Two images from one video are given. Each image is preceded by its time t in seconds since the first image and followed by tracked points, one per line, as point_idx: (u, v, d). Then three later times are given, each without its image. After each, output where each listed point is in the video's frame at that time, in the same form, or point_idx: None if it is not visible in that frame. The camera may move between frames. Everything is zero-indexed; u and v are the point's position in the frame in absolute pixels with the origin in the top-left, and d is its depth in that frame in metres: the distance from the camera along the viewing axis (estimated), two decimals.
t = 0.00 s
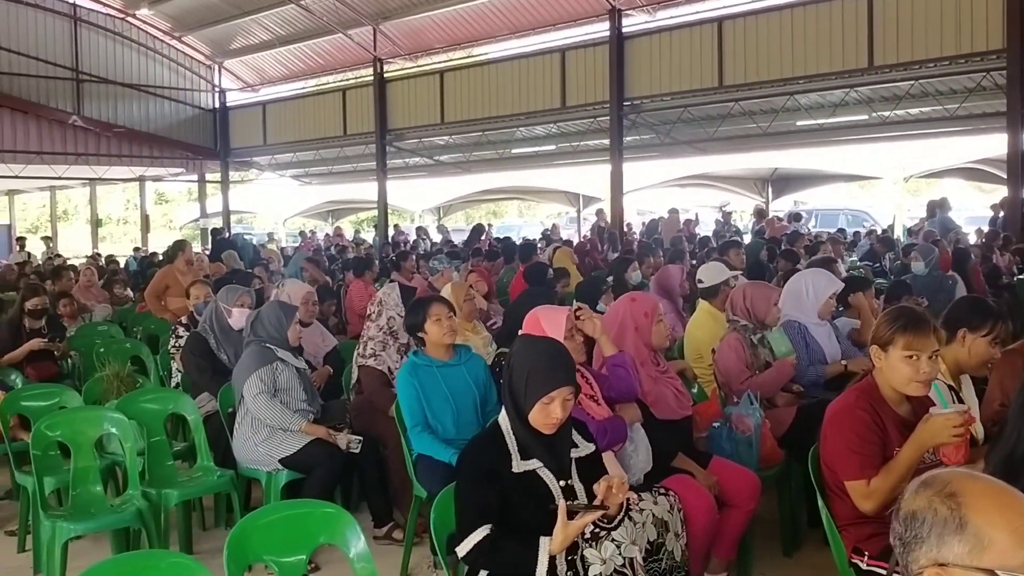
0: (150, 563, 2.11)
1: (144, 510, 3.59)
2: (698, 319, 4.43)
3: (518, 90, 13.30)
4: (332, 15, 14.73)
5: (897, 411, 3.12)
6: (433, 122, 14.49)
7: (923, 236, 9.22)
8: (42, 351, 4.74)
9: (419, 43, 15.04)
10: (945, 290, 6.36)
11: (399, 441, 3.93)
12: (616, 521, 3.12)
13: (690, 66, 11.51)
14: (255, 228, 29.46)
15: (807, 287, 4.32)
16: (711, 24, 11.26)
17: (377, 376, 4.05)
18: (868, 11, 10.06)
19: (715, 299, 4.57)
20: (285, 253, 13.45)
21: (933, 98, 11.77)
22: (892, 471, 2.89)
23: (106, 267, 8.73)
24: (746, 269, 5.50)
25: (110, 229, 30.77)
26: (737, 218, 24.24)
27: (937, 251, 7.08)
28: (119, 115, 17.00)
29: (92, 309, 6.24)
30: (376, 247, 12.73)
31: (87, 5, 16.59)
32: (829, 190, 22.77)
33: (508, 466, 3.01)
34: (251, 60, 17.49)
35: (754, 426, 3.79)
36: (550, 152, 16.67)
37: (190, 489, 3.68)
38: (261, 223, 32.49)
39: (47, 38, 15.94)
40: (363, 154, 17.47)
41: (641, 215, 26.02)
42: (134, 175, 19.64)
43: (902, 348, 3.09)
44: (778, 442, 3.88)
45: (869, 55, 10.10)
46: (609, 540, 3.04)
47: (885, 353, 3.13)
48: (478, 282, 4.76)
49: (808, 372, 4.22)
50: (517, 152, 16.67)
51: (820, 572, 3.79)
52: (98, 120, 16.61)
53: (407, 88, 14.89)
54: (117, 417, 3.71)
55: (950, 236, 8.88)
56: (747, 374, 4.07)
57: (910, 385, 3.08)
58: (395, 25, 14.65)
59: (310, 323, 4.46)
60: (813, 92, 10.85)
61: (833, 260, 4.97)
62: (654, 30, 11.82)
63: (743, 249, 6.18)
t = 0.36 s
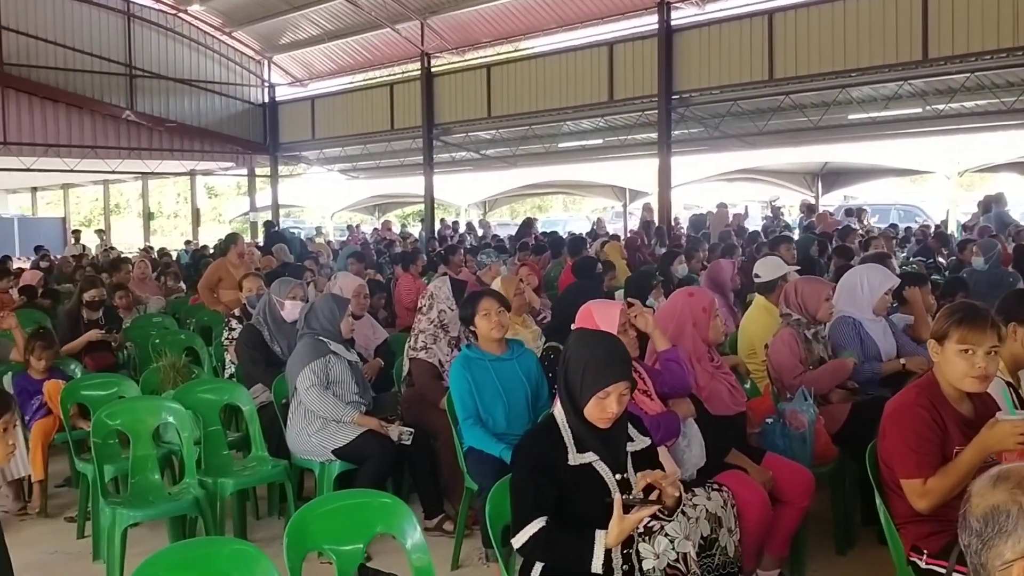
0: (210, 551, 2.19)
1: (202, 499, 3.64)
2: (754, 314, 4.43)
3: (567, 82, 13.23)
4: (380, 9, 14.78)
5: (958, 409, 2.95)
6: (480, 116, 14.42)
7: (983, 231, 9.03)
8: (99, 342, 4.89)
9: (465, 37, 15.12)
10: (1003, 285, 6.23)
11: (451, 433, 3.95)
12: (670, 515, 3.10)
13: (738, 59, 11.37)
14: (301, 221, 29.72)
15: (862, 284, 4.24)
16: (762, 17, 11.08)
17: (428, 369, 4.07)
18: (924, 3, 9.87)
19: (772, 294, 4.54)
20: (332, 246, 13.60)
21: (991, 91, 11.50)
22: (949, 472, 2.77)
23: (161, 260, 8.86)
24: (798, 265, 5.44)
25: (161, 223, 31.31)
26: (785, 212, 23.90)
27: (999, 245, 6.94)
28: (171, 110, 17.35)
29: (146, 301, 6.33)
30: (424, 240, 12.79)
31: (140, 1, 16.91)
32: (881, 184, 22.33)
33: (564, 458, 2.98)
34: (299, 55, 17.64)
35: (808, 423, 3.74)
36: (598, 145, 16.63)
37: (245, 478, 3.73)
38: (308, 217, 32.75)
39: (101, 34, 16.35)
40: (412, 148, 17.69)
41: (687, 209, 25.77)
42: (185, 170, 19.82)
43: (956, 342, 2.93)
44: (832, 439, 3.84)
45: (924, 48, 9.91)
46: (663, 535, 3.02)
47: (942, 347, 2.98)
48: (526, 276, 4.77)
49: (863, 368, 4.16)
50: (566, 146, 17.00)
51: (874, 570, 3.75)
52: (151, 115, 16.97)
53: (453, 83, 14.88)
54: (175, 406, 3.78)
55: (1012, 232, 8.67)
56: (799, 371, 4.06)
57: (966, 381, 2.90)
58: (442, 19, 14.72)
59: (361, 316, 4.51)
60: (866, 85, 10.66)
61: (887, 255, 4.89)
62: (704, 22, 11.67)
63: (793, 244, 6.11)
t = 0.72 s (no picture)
0: (268, 538, 2.24)
1: (255, 488, 3.68)
2: (813, 312, 4.37)
3: (615, 79, 13.20)
4: (430, 7, 14.84)
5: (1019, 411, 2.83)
6: (528, 114, 14.51)
7: None
8: (155, 334, 4.98)
9: (514, 35, 15.13)
10: None
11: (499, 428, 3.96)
12: (720, 513, 3.03)
13: (789, 57, 11.25)
14: (347, 219, 30.01)
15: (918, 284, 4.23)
16: (815, 14, 10.96)
17: (477, 364, 4.09)
18: None
19: (833, 293, 4.51)
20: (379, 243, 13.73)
21: None
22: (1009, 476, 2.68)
23: (219, 254, 9.02)
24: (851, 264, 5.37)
25: (212, 218, 31.84)
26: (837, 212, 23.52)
27: None
28: (223, 107, 17.59)
29: (200, 294, 6.45)
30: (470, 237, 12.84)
31: None
32: (937, 185, 21.85)
33: (617, 452, 2.97)
34: (349, 53, 17.80)
35: (861, 423, 3.70)
36: (646, 144, 16.46)
37: (297, 469, 3.78)
38: (356, 213, 33.03)
39: (155, 32, 16.73)
40: (458, 145, 17.74)
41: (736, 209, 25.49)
42: (236, 166, 19.85)
43: (1004, 343, 2.85)
44: (886, 440, 3.79)
45: (984, 45, 9.71)
46: (713, 532, 2.96)
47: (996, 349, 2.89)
48: (576, 273, 4.79)
49: (922, 369, 4.09)
50: (613, 144, 16.90)
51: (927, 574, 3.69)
52: (204, 112, 17.21)
53: (502, 80, 14.94)
54: (229, 397, 3.84)
55: None
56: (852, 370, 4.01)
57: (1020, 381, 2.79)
58: (492, 17, 14.72)
59: (411, 311, 4.56)
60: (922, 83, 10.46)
61: (945, 255, 4.81)
62: (756, 20, 11.57)
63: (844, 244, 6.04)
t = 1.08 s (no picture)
0: (315, 537, 2.26)
1: (299, 487, 3.71)
2: (864, 316, 4.36)
3: (655, 80, 13.14)
4: (470, 10, 14.85)
5: None
6: (567, 115, 14.52)
7: None
8: (200, 336, 5.07)
9: (555, 37, 15.13)
10: None
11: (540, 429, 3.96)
12: (764, 518, 2.99)
13: (832, 58, 11.13)
14: (385, 221, 30.23)
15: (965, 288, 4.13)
16: (859, 14, 10.83)
17: (518, 366, 4.10)
18: None
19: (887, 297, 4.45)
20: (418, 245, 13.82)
21: None
22: None
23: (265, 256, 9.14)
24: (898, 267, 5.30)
25: (254, 220, 32.24)
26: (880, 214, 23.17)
27: None
28: (266, 110, 17.82)
29: (246, 295, 6.55)
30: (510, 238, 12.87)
31: (237, 5, 17.49)
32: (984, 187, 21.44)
33: (664, 456, 2.95)
34: (389, 56, 17.92)
35: (908, 428, 3.63)
36: (686, 145, 16.35)
37: (340, 469, 3.81)
38: (394, 215, 33.25)
39: (200, 36, 16.94)
40: (497, 148, 17.79)
41: (777, 210, 25.24)
42: (278, 169, 20.13)
43: None
44: (934, 446, 3.72)
45: None
46: (759, 538, 2.92)
47: None
48: (618, 276, 4.79)
49: (971, 374, 4.02)
50: (653, 146, 16.81)
51: None
52: (246, 115, 17.47)
53: (542, 83, 14.96)
54: (274, 398, 3.88)
55: None
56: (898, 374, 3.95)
57: None
58: (532, 19, 14.72)
59: (452, 313, 4.59)
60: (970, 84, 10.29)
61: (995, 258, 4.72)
62: (798, 20, 11.45)
63: (890, 246, 5.96)
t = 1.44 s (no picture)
0: (346, 540, 2.26)
1: (329, 489, 3.72)
2: (898, 320, 4.30)
3: (683, 82, 13.09)
4: (497, 13, 14.90)
5: None
6: (595, 118, 14.49)
7: None
8: (230, 337, 5.14)
9: (582, 40, 15.11)
10: None
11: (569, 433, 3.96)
12: (798, 524, 2.99)
13: (861, 59, 11.04)
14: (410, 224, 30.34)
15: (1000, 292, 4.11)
16: (889, 15, 10.75)
17: (547, 368, 4.09)
18: None
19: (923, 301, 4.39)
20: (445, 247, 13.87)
21: None
22: None
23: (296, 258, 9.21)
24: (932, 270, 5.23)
25: (282, 223, 32.50)
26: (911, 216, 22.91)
27: None
28: (294, 114, 17.94)
29: (276, 298, 6.60)
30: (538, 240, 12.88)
31: (267, 9, 17.63)
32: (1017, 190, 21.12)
33: (697, 460, 2.93)
34: (416, 60, 18.00)
35: (942, 433, 3.60)
36: (715, 147, 16.26)
37: (370, 470, 3.82)
38: (421, 217, 33.37)
39: (229, 40, 17.10)
40: (523, 151, 17.80)
41: (806, 213, 25.04)
42: (306, 172, 20.27)
43: None
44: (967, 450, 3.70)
45: None
46: (791, 543, 2.91)
47: None
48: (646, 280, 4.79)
49: (1004, 379, 4.03)
50: (680, 148, 16.73)
51: None
52: (275, 119, 17.57)
53: (569, 85, 14.97)
54: (305, 400, 3.91)
55: None
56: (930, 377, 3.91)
57: None
58: (558, 22, 14.73)
59: (480, 315, 4.60)
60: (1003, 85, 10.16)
61: None
62: (827, 21, 11.37)
63: (923, 249, 5.89)
